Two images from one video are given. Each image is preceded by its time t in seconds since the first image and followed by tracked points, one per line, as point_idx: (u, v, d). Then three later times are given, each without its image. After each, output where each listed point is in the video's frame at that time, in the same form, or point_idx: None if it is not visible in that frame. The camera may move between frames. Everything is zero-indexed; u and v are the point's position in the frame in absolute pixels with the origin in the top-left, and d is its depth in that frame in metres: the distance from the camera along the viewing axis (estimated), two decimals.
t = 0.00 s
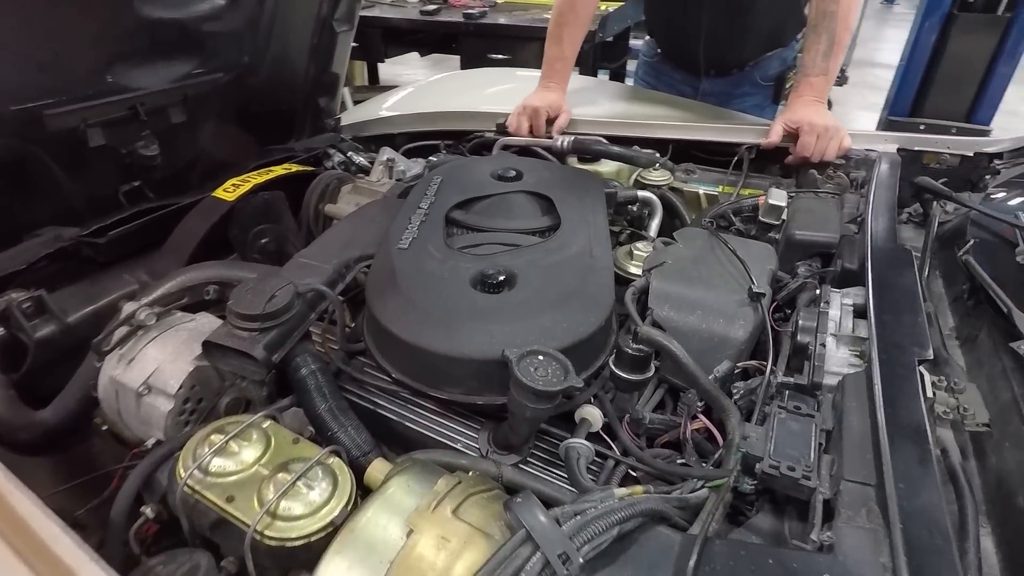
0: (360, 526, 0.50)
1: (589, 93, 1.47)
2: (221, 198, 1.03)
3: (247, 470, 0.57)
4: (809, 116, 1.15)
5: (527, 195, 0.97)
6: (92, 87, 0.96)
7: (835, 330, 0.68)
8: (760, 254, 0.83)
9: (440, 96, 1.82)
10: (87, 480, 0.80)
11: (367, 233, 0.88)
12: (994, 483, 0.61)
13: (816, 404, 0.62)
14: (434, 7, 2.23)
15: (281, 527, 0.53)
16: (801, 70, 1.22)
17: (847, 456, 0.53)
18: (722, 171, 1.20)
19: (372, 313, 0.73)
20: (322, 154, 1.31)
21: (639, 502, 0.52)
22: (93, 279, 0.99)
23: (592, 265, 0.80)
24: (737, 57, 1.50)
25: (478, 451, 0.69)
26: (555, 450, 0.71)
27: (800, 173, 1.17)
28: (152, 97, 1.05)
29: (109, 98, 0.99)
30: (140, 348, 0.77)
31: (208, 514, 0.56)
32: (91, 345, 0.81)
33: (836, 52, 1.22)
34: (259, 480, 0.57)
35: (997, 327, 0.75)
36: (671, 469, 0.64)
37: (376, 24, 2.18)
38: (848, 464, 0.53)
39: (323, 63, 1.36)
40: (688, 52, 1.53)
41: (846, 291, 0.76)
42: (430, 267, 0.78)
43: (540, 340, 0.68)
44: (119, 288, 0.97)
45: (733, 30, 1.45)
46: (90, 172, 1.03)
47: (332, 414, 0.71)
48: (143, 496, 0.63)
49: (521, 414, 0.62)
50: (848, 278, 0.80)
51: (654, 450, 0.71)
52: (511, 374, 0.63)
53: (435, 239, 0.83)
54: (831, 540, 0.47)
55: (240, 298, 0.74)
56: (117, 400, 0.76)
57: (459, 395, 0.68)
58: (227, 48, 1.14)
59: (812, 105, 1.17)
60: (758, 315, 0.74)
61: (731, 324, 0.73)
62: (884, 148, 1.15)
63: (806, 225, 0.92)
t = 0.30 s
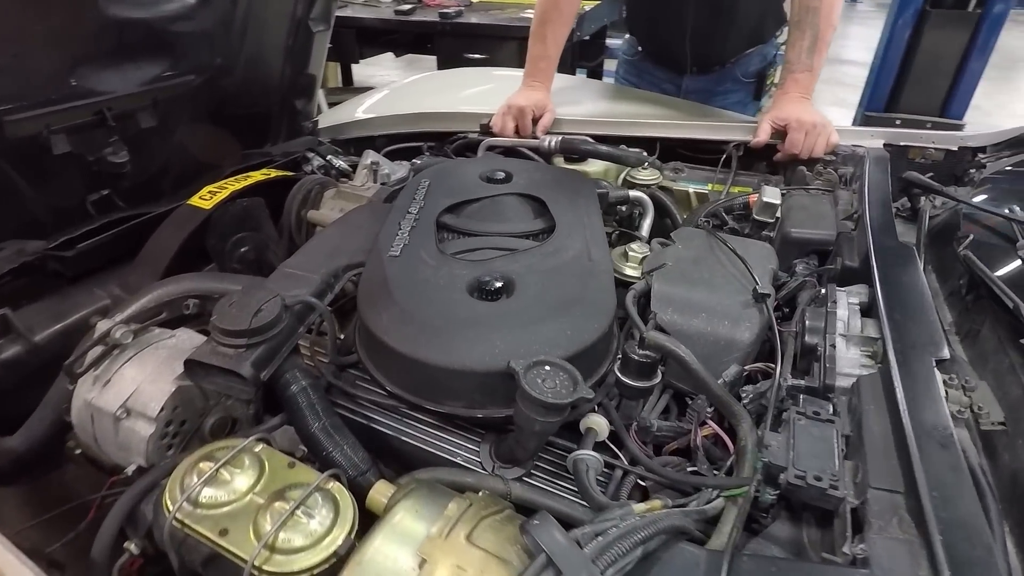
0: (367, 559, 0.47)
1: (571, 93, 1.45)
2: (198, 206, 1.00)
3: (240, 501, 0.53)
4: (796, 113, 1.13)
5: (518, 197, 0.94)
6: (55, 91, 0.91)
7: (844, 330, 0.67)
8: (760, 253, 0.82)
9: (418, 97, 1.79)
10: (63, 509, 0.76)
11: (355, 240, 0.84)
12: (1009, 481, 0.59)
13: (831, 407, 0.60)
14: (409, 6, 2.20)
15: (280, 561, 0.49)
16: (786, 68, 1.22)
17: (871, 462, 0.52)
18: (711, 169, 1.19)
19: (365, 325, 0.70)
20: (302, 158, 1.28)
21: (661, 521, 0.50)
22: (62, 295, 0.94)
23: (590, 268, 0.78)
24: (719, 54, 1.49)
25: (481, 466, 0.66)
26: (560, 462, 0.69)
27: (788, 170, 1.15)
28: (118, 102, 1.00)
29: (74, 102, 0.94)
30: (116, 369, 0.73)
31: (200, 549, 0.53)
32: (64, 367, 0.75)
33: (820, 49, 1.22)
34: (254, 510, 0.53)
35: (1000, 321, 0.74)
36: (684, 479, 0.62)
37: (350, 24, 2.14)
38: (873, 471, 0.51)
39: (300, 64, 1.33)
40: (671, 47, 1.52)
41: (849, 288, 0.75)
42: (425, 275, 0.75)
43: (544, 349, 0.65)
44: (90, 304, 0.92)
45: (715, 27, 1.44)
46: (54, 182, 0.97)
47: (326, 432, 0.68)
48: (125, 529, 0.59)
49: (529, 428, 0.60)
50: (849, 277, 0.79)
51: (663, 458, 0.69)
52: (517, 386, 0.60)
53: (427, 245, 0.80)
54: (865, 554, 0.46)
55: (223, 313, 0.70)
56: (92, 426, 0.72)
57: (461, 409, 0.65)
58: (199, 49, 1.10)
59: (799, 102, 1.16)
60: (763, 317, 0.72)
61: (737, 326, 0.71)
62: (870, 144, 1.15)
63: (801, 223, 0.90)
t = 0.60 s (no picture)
0: None
1: (554, 89, 1.44)
2: (173, 210, 0.96)
3: (233, 521, 0.50)
4: (783, 107, 1.11)
5: (508, 195, 0.92)
6: (20, 91, 0.87)
7: (850, 322, 0.66)
8: (757, 246, 0.81)
9: (398, 96, 1.76)
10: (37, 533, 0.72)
11: (342, 242, 0.81)
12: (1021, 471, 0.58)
13: (841, 401, 0.59)
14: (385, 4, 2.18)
15: None
16: (771, 61, 1.21)
17: (889, 457, 0.51)
18: (698, 164, 1.17)
19: (358, 329, 0.67)
20: (280, 158, 1.25)
21: (681, 526, 0.48)
22: (30, 306, 0.90)
23: (587, 265, 0.76)
24: (701, 49, 1.49)
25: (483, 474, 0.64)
26: (564, 466, 0.67)
27: (775, 164, 1.13)
28: (84, 102, 0.98)
29: (39, 102, 0.90)
30: (91, 384, 0.69)
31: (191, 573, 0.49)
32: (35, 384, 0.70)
33: (805, 42, 1.21)
34: (248, 531, 0.50)
35: (999, 309, 0.73)
36: (693, 479, 0.60)
37: (325, 23, 2.11)
38: (893, 466, 0.50)
39: (276, 61, 1.32)
40: (654, 41, 1.50)
41: (849, 280, 0.74)
42: (419, 277, 0.72)
43: (546, 350, 0.63)
44: (60, 314, 0.88)
45: (699, 22, 1.44)
46: (19, 187, 0.92)
47: (319, 444, 0.65)
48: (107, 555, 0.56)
49: (533, 433, 0.57)
50: (847, 268, 0.78)
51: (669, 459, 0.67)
52: (521, 390, 0.58)
53: (418, 245, 0.78)
54: (894, 554, 0.44)
55: (205, 321, 0.66)
56: (67, 445, 0.68)
57: (461, 414, 0.63)
58: (170, 48, 1.09)
59: (786, 95, 1.15)
60: (766, 312, 0.71)
61: (740, 322, 0.70)
62: (857, 136, 1.12)
63: (795, 216, 0.88)
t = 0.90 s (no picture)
0: None
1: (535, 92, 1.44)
2: (151, 223, 0.94)
3: (234, 553, 0.48)
4: (766, 107, 1.12)
5: (498, 201, 0.91)
6: None
7: (849, 324, 0.66)
8: (751, 249, 0.81)
9: (378, 98, 1.74)
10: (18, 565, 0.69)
11: (331, 254, 0.79)
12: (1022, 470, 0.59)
13: (846, 404, 0.59)
14: (359, 6, 2.16)
15: None
16: (754, 61, 1.22)
17: (901, 461, 0.51)
18: (684, 165, 1.16)
19: (354, 345, 0.65)
20: (259, 166, 1.24)
21: (698, 541, 0.48)
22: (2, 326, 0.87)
23: (584, 271, 0.75)
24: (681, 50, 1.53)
25: (487, 489, 0.62)
26: (568, 478, 0.66)
27: (760, 164, 1.13)
28: (54, 111, 0.94)
29: (5, 111, 0.87)
30: (72, 410, 0.66)
31: None
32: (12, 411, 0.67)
33: (787, 42, 1.22)
34: (250, 563, 0.48)
35: (990, 307, 0.73)
36: (700, 487, 0.59)
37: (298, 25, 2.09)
38: (905, 471, 0.50)
39: (251, 67, 1.30)
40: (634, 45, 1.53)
41: (844, 281, 0.74)
42: (414, 288, 0.70)
43: (549, 361, 0.62)
44: (33, 335, 0.85)
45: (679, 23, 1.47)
46: None
47: (316, 465, 0.63)
48: None
49: (540, 448, 0.56)
50: (840, 269, 0.78)
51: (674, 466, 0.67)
52: (527, 404, 0.56)
53: (410, 255, 0.76)
54: (914, 562, 0.44)
55: (193, 341, 0.64)
56: (48, 475, 0.65)
57: (464, 430, 0.62)
58: (143, 54, 1.07)
59: (769, 95, 1.15)
60: (766, 316, 0.70)
61: (739, 326, 0.69)
62: (839, 136, 1.12)
63: (785, 217, 0.88)
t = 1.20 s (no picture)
0: None
1: (525, 94, 1.45)
2: (145, 230, 0.93)
3: (261, 562, 0.48)
4: (757, 106, 1.13)
5: (497, 202, 0.91)
6: None
7: (853, 319, 0.67)
8: (751, 247, 0.82)
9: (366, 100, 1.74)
10: None
11: (335, 259, 0.79)
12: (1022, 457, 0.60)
13: (855, 397, 0.61)
14: (341, 8, 2.17)
15: None
16: (742, 61, 1.23)
17: (914, 451, 0.52)
18: (675, 164, 1.17)
19: (366, 350, 0.65)
20: (249, 170, 1.23)
21: (722, 534, 0.49)
22: None
23: (589, 271, 0.75)
24: (668, 51, 1.65)
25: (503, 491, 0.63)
26: (582, 476, 0.66)
27: (750, 163, 1.15)
28: (39, 116, 0.93)
29: None
30: (77, 422, 0.65)
31: None
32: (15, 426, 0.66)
33: (774, 43, 1.24)
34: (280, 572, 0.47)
35: (983, 300, 0.75)
36: (714, 482, 0.60)
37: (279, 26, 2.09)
38: (919, 460, 0.51)
39: (238, 71, 1.29)
40: (623, 49, 1.65)
41: (844, 276, 0.76)
42: (423, 292, 0.70)
43: (563, 361, 0.62)
44: (26, 346, 0.83)
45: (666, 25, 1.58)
46: None
47: (332, 471, 0.62)
48: None
49: (560, 448, 0.56)
50: (838, 265, 0.79)
51: (684, 461, 0.68)
52: (546, 404, 0.57)
53: (417, 259, 0.76)
54: (934, 548, 0.46)
55: (202, 349, 0.63)
56: (53, 489, 0.63)
57: (480, 432, 0.62)
58: (128, 58, 1.06)
59: (758, 95, 1.17)
60: (770, 313, 0.71)
61: (745, 322, 0.70)
62: (827, 135, 1.13)
63: (781, 214, 0.90)
